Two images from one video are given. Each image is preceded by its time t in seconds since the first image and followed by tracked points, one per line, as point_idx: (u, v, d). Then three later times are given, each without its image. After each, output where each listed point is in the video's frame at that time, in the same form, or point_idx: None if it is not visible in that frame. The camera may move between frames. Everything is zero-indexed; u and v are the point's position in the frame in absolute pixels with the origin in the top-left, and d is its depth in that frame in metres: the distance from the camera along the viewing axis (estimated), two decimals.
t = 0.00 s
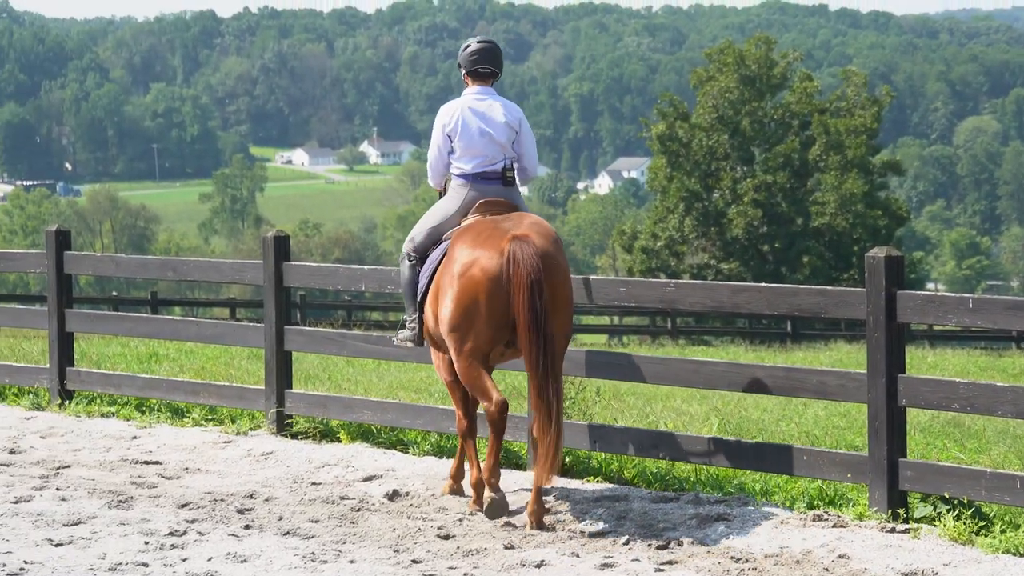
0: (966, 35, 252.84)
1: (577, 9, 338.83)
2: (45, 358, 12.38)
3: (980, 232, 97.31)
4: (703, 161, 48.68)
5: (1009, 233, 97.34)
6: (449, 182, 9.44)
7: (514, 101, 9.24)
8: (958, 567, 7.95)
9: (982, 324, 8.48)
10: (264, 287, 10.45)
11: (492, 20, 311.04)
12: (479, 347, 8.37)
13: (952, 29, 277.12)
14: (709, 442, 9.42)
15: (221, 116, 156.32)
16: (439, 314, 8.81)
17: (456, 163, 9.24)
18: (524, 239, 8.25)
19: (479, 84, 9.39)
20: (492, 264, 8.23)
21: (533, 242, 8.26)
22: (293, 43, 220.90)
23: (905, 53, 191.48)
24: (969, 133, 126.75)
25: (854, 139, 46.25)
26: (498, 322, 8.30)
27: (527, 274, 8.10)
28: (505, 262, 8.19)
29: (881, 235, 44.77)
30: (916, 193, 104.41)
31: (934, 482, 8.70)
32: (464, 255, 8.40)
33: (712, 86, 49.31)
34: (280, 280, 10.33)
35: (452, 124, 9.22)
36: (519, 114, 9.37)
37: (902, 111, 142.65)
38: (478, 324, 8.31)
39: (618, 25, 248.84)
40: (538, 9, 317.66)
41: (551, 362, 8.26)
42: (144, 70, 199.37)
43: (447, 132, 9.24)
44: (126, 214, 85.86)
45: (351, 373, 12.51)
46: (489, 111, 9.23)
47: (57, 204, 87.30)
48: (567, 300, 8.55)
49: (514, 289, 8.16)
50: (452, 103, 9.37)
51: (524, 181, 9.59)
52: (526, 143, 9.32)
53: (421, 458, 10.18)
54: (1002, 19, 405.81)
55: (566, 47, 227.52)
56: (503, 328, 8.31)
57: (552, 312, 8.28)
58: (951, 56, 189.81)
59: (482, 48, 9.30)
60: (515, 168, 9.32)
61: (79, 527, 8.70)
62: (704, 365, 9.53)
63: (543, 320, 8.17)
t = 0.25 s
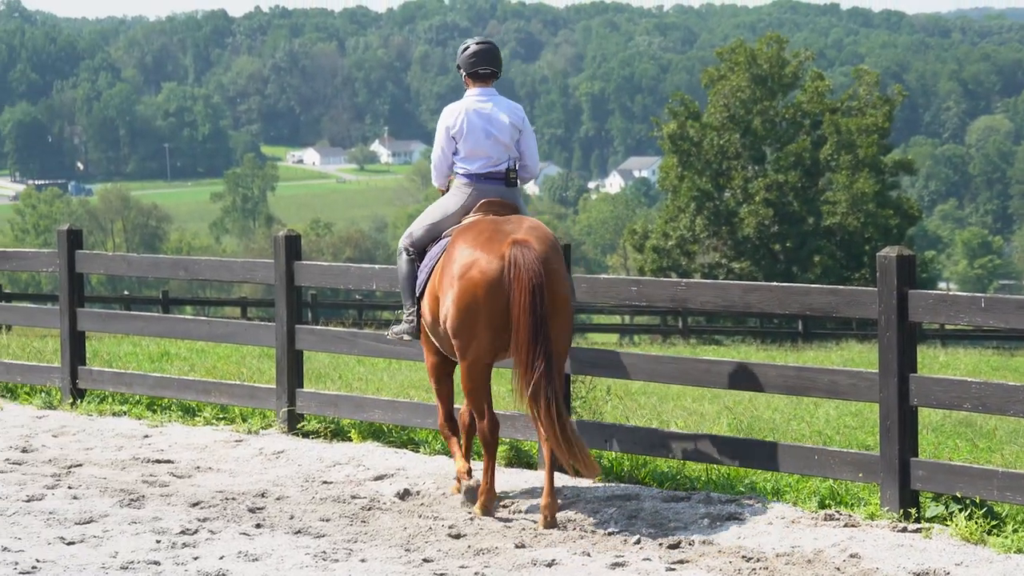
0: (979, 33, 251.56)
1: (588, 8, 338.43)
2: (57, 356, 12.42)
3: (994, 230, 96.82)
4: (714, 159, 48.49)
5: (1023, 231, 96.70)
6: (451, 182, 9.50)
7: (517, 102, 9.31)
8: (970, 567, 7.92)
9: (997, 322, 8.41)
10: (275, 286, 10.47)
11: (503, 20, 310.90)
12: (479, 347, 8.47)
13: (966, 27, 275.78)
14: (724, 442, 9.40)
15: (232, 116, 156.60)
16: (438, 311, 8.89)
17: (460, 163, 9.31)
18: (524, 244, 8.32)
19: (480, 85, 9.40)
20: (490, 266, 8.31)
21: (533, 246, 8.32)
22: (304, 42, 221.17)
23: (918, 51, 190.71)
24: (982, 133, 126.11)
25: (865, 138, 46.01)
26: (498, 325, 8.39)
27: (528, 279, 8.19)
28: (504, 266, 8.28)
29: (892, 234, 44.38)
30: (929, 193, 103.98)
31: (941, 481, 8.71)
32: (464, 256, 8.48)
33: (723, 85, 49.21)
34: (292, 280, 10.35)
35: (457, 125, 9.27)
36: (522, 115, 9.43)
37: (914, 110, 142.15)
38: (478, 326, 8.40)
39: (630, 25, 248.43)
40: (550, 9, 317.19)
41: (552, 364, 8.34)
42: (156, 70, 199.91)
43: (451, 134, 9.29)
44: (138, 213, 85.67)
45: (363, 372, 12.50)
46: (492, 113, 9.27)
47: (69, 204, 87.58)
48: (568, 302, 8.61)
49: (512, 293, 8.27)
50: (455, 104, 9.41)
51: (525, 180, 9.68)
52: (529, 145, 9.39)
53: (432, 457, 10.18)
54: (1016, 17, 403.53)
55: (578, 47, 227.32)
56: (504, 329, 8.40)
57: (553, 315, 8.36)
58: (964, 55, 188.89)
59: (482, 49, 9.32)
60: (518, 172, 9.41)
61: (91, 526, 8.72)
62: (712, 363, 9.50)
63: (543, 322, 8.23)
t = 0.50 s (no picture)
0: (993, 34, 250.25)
1: (600, 8, 338.47)
2: (69, 357, 12.45)
3: (1007, 231, 96.50)
4: (726, 161, 48.41)
5: None
6: (449, 184, 9.53)
7: (518, 108, 9.33)
8: (984, 568, 7.91)
9: (1009, 323, 8.38)
10: (287, 286, 10.47)
11: (514, 21, 311.05)
12: (481, 346, 8.49)
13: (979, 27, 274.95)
14: (736, 444, 9.36)
15: (244, 118, 156.95)
16: (437, 311, 8.92)
17: (457, 165, 9.35)
18: (527, 240, 8.40)
19: (481, 91, 9.42)
20: (492, 264, 8.39)
21: (536, 242, 8.40)
22: (315, 44, 221.54)
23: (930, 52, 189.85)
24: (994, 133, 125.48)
25: (878, 138, 45.71)
26: (501, 322, 8.45)
27: (533, 274, 8.26)
28: (507, 263, 8.36)
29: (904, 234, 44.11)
30: (941, 193, 103.68)
31: (953, 482, 8.66)
32: (464, 254, 8.54)
33: (735, 86, 49.14)
34: (304, 280, 10.35)
35: (457, 128, 9.29)
36: (522, 121, 9.48)
37: (925, 111, 141.82)
38: (479, 324, 8.44)
39: (640, 26, 248.03)
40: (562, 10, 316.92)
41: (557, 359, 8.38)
42: (167, 71, 200.49)
43: (451, 137, 9.30)
44: (149, 215, 85.05)
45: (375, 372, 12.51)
46: (492, 119, 9.31)
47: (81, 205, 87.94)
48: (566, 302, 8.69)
49: (516, 289, 8.33)
50: (455, 109, 9.43)
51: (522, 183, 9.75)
52: (527, 149, 9.44)
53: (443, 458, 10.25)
54: None
55: (589, 48, 227.08)
56: (506, 325, 8.46)
57: (556, 311, 8.43)
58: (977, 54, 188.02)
59: (483, 54, 9.34)
60: (515, 174, 9.48)
61: (104, 526, 8.74)
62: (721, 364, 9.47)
63: (546, 318, 8.32)
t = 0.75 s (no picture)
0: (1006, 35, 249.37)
1: (613, 10, 338.86)
2: (84, 357, 12.48)
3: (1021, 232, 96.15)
4: (738, 162, 48.33)
5: None
6: (446, 181, 9.67)
7: (514, 108, 9.50)
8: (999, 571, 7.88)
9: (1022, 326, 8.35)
10: (299, 288, 10.47)
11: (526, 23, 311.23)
12: (484, 342, 8.60)
13: (993, 28, 273.79)
14: (747, 444, 9.35)
15: (256, 118, 157.30)
16: (435, 306, 9.03)
17: (453, 164, 9.50)
18: (531, 242, 8.57)
19: (477, 90, 9.56)
20: (495, 262, 8.52)
21: (540, 246, 8.57)
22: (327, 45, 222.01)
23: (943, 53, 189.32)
24: (1007, 134, 125.07)
25: (891, 139, 45.76)
26: (503, 320, 8.58)
27: (539, 275, 8.43)
28: (511, 263, 8.50)
29: (917, 236, 44.25)
30: (953, 193, 103.45)
31: (965, 484, 8.61)
32: (465, 252, 8.68)
33: (746, 88, 49.13)
34: (315, 282, 10.37)
35: (453, 126, 9.44)
36: (518, 120, 9.63)
37: (938, 112, 141.51)
38: (481, 321, 8.57)
39: (652, 27, 247.93)
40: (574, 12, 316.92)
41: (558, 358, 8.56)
42: (179, 71, 201.01)
43: (447, 136, 9.46)
44: (162, 215, 84.83)
45: (387, 373, 12.52)
46: (490, 118, 9.45)
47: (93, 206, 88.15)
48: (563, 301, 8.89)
49: (520, 288, 8.48)
50: (452, 108, 9.57)
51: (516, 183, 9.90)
52: (523, 149, 9.59)
53: (455, 459, 10.32)
54: None
55: (601, 50, 227.09)
56: (507, 325, 8.60)
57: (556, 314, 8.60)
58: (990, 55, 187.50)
59: (481, 54, 9.46)
60: (510, 173, 9.61)
61: (117, 527, 8.74)
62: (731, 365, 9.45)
63: (550, 318, 8.47)
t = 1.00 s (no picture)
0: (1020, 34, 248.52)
1: (627, 10, 338.49)
2: (98, 358, 12.48)
3: None
4: (752, 162, 48.31)
5: None
6: (440, 179, 9.78)
7: (508, 105, 9.57)
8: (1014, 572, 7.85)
9: None
10: (313, 288, 10.50)
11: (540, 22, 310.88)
12: (480, 344, 8.64)
13: (1009, 28, 272.24)
14: (761, 443, 9.34)
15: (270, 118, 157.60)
16: (434, 306, 9.08)
17: (447, 161, 9.62)
18: (524, 245, 8.56)
19: (474, 87, 9.66)
20: (489, 266, 8.55)
21: (533, 249, 8.57)
22: (341, 45, 222.13)
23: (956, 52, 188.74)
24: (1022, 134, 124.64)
25: (904, 139, 45.60)
26: (500, 324, 8.62)
27: (532, 281, 8.44)
28: (505, 267, 8.52)
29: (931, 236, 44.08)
30: (967, 192, 103.06)
31: (979, 485, 8.58)
32: (459, 254, 8.72)
33: (761, 88, 49.00)
34: (328, 281, 10.37)
35: (447, 123, 9.54)
36: (512, 118, 9.70)
37: (952, 111, 141.00)
38: (478, 323, 8.60)
39: (664, 27, 247.83)
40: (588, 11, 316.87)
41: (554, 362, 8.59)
42: (192, 71, 201.37)
43: (442, 132, 9.57)
44: (176, 215, 84.56)
45: (403, 374, 12.55)
46: (484, 115, 9.55)
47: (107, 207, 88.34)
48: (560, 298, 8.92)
49: (515, 292, 8.50)
50: (448, 104, 9.69)
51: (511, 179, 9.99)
52: (517, 145, 9.67)
53: (468, 458, 10.33)
54: None
55: (614, 50, 226.89)
56: (505, 328, 8.63)
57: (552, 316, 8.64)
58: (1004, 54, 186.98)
59: (479, 51, 9.59)
60: (504, 171, 9.71)
61: (130, 526, 8.77)
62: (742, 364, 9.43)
63: (546, 323, 8.50)
